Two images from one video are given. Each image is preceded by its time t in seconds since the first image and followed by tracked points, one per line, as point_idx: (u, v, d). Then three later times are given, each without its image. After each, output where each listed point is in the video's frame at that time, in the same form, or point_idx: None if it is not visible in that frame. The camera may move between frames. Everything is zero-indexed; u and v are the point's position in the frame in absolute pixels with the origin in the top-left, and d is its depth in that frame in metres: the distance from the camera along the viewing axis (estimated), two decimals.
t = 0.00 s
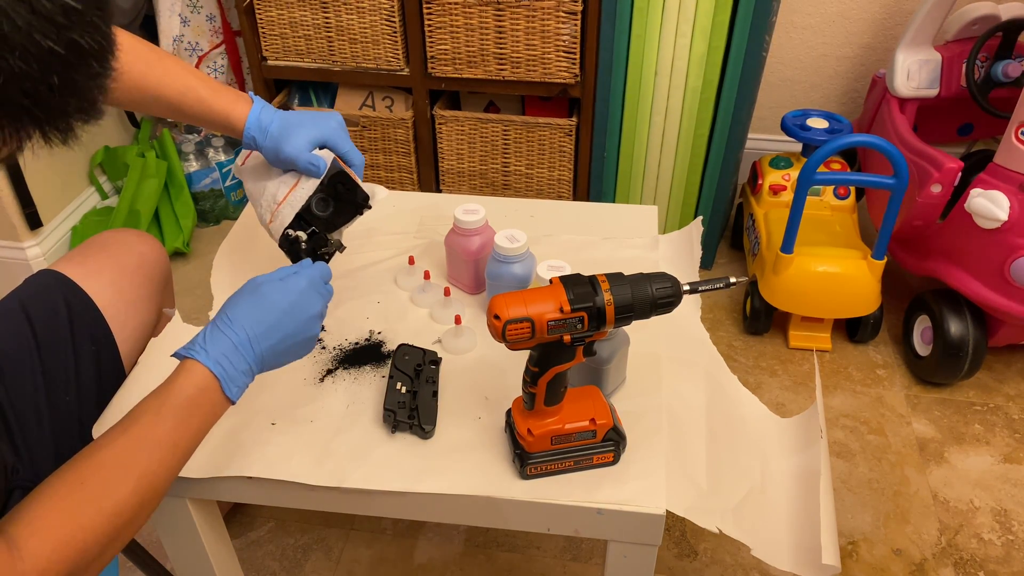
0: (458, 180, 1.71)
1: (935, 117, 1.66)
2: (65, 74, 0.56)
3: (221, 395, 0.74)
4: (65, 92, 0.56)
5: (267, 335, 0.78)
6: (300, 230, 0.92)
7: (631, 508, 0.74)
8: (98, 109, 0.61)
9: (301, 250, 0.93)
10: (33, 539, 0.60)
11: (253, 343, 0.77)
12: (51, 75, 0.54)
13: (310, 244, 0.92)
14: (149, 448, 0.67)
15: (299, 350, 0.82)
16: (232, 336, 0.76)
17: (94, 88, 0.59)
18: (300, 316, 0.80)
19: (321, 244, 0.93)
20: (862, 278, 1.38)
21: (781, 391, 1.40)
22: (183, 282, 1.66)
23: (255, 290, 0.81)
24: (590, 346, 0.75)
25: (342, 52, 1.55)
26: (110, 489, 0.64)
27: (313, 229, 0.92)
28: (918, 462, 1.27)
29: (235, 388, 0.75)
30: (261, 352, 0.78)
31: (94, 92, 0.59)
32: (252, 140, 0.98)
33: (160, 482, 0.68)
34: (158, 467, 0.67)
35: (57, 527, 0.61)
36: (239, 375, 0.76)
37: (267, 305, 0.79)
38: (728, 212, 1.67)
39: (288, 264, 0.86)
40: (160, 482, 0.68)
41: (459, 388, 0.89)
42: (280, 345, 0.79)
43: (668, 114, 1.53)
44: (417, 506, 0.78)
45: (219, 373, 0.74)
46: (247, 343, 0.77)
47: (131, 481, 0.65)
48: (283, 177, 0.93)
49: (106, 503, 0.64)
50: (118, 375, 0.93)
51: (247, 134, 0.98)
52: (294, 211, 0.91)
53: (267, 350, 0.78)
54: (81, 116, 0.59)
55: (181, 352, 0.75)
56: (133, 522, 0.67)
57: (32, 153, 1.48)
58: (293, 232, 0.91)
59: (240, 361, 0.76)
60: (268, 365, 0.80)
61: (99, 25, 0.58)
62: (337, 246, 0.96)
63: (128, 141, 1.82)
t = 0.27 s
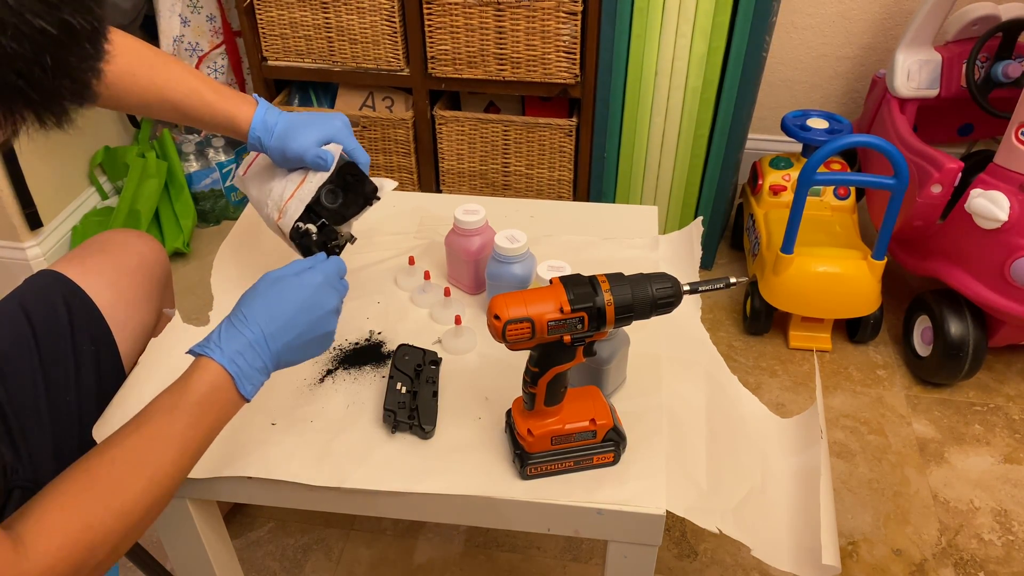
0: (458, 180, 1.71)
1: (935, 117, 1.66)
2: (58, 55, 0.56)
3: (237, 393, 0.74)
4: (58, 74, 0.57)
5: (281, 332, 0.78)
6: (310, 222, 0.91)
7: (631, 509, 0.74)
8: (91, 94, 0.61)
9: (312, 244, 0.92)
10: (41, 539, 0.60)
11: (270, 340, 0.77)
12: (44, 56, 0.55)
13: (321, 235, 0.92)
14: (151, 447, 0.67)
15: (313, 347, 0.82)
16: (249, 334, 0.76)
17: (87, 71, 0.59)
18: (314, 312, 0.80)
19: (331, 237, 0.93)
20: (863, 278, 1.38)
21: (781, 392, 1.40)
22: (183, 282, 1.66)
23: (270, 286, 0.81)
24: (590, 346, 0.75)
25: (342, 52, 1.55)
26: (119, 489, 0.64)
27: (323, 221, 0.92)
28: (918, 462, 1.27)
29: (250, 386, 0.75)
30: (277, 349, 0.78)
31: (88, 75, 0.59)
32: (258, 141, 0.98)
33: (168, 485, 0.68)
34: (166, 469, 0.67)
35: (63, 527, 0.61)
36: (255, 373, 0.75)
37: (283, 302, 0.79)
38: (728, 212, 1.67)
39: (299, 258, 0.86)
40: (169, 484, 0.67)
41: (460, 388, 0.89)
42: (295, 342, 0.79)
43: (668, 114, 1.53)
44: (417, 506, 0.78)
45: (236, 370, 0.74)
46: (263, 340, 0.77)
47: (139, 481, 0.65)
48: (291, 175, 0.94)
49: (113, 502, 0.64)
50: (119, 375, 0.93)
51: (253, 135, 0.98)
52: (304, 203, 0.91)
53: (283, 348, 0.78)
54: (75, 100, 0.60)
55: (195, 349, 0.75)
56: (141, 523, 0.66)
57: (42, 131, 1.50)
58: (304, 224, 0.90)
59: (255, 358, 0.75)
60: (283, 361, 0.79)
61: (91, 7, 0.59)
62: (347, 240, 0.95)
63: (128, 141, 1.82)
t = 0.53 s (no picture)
0: (458, 180, 1.71)
1: (935, 117, 1.66)
2: (60, 40, 0.58)
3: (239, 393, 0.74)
4: (60, 59, 0.59)
5: (285, 334, 0.78)
6: (311, 228, 0.91)
7: (631, 509, 0.74)
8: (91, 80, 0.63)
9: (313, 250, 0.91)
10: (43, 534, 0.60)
11: (273, 341, 0.77)
12: (46, 41, 0.57)
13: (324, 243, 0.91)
14: (155, 443, 0.67)
15: (317, 349, 0.82)
16: (252, 334, 0.76)
17: (86, 57, 0.61)
18: (318, 314, 0.80)
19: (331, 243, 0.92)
20: (863, 278, 1.38)
21: (781, 392, 1.40)
22: (183, 282, 1.66)
23: (273, 288, 0.81)
24: (590, 346, 0.75)
25: (342, 52, 1.56)
26: (118, 485, 0.64)
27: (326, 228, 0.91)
28: (918, 462, 1.27)
29: (252, 386, 0.75)
30: (280, 350, 0.77)
31: (88, 62, 0.62)
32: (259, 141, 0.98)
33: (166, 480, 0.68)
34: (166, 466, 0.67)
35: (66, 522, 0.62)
36: (257, 374, 0.75)
37: (286, 304, 0.79)
38: (728, 212, 1.67)
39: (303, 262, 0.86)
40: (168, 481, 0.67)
41: (460, 388, 0.89)
42: (298, 344, 0.79)
43: (668, 114, 1.53)
44: (417, 506, 0.79)
45: (238, 370, 0.74)
46: (267, 342, 0.76)
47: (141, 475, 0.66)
48: (293, 179, 0.94)
49: (114, 499, 0.64)
50: (118, 375, 0.93)
51: (253, 135, 0.98)
52: (307, 209, 0.91)
53: (286, 349, 0.78)
54: (76, 86, 0.62)
55: (199, 349, 0.75)
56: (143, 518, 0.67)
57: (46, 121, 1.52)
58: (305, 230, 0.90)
59: (257, 359, 0.75)
60: (286, 362, 0.79)
61: None
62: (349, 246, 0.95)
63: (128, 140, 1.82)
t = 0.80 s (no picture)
0: (458, 180, 1.71)
1: (935, 117, 1.66)
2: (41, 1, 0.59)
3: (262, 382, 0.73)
4: (42, 21, 0.59)
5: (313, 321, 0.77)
6: (329, 138, 0.84)
7: (631, 509, 0.74)
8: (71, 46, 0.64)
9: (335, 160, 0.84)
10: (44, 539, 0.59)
11: (299, 329, 0.76)
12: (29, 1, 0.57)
13: (348, 156, 0.85)
14: (160, 444, 0.66)
15: (339, 332, 0.81)
16: (278, 322, 0.74)
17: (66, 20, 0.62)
18: (345, 299, 0.79)
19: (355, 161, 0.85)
20: (863, 278, 1.38)
21: (781, 392, 1.40)
22: (183, 282, 1.66)
23: (297, 271, 0.79)
24: (590, 346, 0.75)
25: (342, 52, 1.56)
26: (120, 489, 0.63)
27: (351, 137, 0.85)
28: (918, 462, 1.27)
29: (277, 375, 0.74)
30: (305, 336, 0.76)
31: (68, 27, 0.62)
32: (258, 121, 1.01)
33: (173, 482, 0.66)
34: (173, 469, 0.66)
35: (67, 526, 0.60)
36: (283, 363, 0.74)
37: (313, 289, 0.78)
38: (728, 212, 1.68)
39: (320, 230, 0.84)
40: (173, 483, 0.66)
41: (460, 388, 0.89)
42: (322, 329, 0.78)
43: (668, 114, 1.53)
44: (417, 507, 0.78)
45: (263, 360, 0.72)
46: (294, 329, 0.75)
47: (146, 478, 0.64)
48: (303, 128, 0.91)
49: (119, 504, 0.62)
50: (118, 376, 0.93)
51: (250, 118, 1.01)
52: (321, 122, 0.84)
53: (310, 335, 0.77)
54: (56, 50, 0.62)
55: (221, 334, 0.73)
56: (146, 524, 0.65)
57: (41, 121, 1.52)
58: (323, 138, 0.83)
59: (283, 348, 0.74)
60: (307, 346, 0.78)
61: None
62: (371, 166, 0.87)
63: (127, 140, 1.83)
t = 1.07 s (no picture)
0: (458, 180, 1.71)
1: (934, 118, 1.66)
2: None
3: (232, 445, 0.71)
4: None
5: (287, 392, 0.75)
6: (342, 62, 0.89)
7: (631, 509, 0.74)
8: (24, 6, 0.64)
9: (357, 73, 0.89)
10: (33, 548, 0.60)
11: (277, 395, 0.74)
12: None
13: (355, 58, 0.89)
14: (150, 456, 0.67)
15: (317, 407, 0.79)
16: (257, 386, 0.73)
17: None
18: (320, 376, 0.77)
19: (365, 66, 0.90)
20: (863, 279, 1.38)
21: (781, 392, 1.40)
22: (183, 282, 1.66)
23: (279, 340, 0.78)
24: (590, 346, 0.75)
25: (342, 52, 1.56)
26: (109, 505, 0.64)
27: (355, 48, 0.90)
28: (918, 463, 1.27)
29: (248, 441, 0.72)
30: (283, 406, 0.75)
31: None
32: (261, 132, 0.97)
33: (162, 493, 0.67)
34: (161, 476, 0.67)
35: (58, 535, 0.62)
36: (256, 428, 0.72)
37: (294, 358, 0.76)
38: (728, 212, 1.68)
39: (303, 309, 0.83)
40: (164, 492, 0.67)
41: (460, 389, 0.89)
42: (300, 401, 0.76)
43: (668, 115, 1.53)
44: (417, 507, 0.78)
45: (236, 422, 0.71)
46: (268, 397, 0.73)
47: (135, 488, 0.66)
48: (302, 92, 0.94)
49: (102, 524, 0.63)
50: (118, 374, 0.93)
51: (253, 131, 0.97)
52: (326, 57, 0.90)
53: (287, 405, 0.75)
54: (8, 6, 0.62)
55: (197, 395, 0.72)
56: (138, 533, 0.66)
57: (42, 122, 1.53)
58: (337, 59, 0.89)
59: (256, 414, 0.72)
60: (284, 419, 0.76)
61: None
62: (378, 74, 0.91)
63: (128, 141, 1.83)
